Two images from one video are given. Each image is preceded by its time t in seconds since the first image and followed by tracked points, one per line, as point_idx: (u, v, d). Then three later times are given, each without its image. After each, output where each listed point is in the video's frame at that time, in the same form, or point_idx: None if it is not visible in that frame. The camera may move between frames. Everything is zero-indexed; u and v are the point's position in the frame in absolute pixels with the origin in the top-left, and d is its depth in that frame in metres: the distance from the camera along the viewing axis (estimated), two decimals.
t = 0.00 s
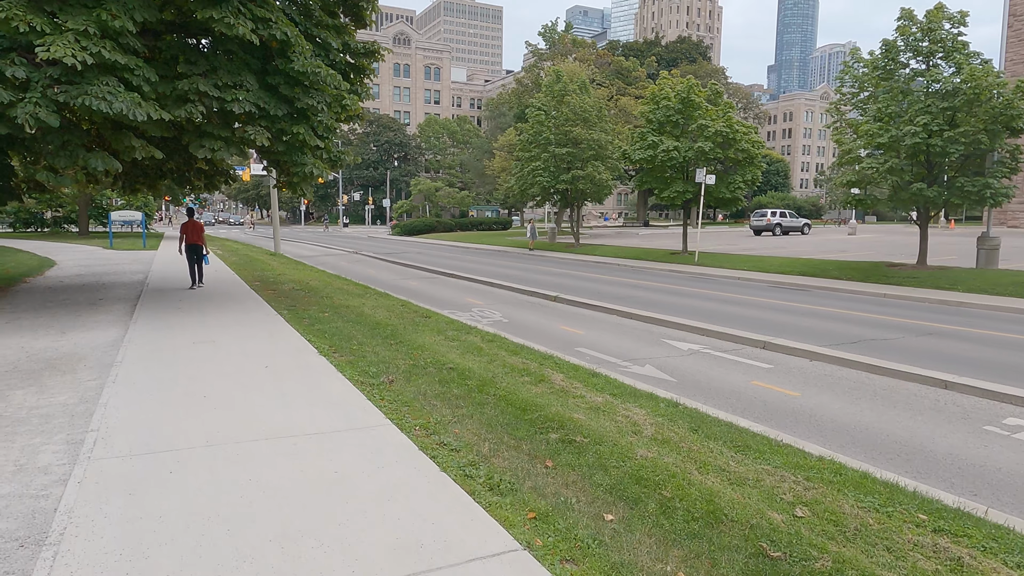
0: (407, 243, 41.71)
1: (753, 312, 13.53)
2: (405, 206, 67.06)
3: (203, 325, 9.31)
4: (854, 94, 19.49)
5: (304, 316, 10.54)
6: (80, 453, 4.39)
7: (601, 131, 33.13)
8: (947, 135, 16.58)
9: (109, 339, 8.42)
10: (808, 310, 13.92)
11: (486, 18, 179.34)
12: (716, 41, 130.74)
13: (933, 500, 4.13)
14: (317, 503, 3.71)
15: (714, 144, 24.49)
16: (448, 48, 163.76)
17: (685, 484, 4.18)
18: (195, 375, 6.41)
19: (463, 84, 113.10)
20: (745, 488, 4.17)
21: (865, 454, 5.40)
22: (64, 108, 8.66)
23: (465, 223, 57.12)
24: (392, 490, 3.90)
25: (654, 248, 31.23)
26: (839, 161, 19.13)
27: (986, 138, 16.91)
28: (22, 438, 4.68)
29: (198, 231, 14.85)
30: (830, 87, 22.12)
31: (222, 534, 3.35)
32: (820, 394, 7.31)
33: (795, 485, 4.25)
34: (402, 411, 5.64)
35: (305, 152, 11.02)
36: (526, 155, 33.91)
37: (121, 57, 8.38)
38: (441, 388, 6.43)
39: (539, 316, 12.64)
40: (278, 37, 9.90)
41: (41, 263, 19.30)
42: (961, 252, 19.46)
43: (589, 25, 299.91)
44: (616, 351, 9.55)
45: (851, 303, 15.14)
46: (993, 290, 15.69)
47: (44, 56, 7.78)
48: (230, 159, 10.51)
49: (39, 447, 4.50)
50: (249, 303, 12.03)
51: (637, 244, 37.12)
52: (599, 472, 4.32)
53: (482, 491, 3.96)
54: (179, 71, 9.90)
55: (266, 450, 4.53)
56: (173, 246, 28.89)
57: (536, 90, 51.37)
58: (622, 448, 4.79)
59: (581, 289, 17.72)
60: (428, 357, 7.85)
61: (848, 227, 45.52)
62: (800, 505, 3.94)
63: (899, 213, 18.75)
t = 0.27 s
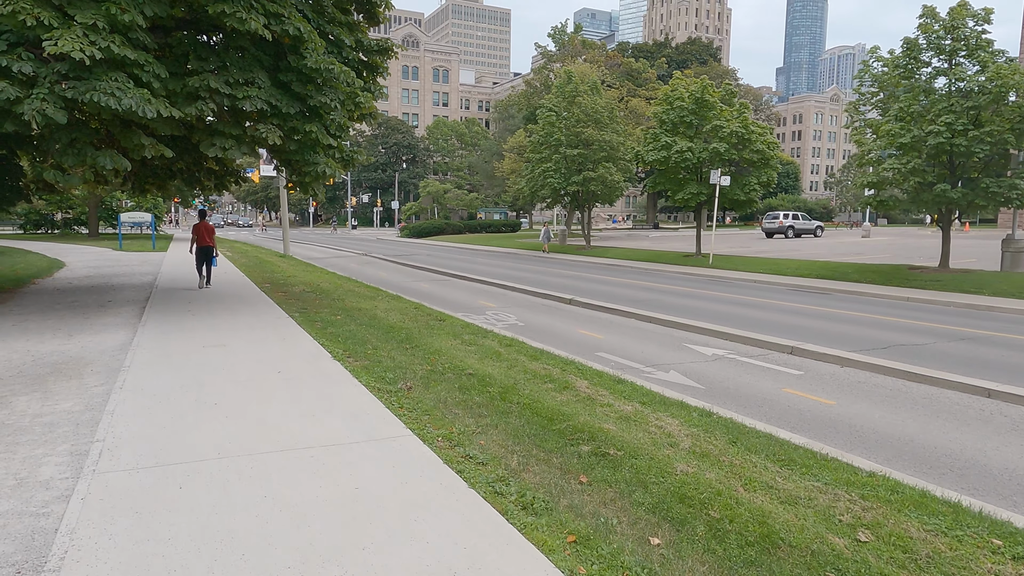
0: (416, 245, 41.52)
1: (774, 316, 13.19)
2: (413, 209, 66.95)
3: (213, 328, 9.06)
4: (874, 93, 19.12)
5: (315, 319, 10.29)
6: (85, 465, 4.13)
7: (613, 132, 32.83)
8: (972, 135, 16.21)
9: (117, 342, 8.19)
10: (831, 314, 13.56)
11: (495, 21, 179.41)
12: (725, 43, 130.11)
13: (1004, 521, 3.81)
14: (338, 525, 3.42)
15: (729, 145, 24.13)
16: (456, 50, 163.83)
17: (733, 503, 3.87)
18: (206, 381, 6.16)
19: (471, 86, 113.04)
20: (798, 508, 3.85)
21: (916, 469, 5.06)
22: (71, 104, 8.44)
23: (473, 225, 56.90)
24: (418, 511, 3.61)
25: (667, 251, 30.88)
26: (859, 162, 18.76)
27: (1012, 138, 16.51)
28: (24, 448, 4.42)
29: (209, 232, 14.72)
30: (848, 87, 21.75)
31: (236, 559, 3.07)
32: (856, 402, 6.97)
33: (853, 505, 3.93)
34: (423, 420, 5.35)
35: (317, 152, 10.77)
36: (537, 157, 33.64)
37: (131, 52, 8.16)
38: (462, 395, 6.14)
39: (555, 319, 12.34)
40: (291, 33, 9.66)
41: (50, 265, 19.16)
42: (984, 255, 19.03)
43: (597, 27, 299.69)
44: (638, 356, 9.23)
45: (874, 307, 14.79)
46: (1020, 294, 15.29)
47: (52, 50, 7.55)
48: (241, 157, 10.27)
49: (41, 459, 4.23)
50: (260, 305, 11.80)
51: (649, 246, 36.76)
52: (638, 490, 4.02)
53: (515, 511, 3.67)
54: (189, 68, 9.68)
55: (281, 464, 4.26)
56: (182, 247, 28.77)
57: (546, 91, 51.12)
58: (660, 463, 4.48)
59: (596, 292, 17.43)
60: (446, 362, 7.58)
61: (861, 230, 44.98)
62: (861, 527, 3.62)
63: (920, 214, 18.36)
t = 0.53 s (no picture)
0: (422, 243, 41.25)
1: (793, 317, 12.90)
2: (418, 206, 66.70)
3: (221, 330, 8.82)
4: (891, 89, 18.78)
5: (325, 320, 10.04)
6: (89, 482, 3.89)
7: (621, 129, 32.50)
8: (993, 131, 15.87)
9: (123, 345, 7.96)
10: (850, 315, 13.27)
11: (499, 17, 178.81)
12: (731, 39, 129.33)
13: None
14: (361, 553, 3.17)
15: (740, 143, 23.79)
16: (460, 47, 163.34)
17: (783, 527, 3.60)
18: (214, 388, 5.92)
19: (476, 83, 112.52)
20: (854, 533, 3.58)
21: (965, 485, 4.79)
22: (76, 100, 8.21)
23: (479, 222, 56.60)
24: (446, 537, 3.36)
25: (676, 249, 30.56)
26: (876, 160, 18.42)
27: None
28: (25, 463, 4.18)
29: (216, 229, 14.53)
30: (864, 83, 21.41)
31: None
32: (890, 411, 6.69)
33: (912, 529, 3.66)
34: (444, 431, 5.09)
35: (327, 149, 10.51)
36: (544, 154, 33.33)
37: (136, 46, 7.91)
38: (481, 403, 5.88)
39: (569, 321, 12.07)
40: (301, 27, 9.40)
41: (55, 263, 18.96)
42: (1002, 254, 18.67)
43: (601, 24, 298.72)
44: (657, 360, 8.96)
45: (893, 308, 14.48)
46: None
47: (55, 44, 7.31)
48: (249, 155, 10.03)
49: (43, 475, 4.00)
50: (267, 305, 11.56)
51: (657, 244, 36.46)
52: (680, 512, 3.75)
53: (550, 536, 3.42)
54: (196, 63, 9.43)
55: (297, 482, 4.01)
56: (187, 245, 28.56)
57: (552, 88, 50.75)
58: (699, 480, 4.22)
59: (607, 291, 17.15)
60: (462, 367, 7.32)
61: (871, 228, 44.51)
62: (925, 556, 3.35)
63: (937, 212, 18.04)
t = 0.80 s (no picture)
0: (424, 241, 40.98)
1: (808, 315, 12.64)
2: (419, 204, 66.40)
3: (226, 330, 8.55)
4: (903, 84, 18.52)
5: (332, 319, 9.76)
6: (92, 495, 3.63)
7: (625, 125, 32.21)
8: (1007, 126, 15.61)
9: (124, 345, 7.69)
10: (865, 313, 13.03)
11: (498, 15, 178.26)
12: (731, 37, 128.90)
13: None
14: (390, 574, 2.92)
15: (747, 139, 23.52)
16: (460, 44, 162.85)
17: (841, 543, 3.34)
18: (222, 391, 5.65)
19: (476, 80, 112.20)
20: (917, 551, 3.32)
21: (1016, 494, 4.54)
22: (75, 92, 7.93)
23: (480, 220, 56.29)
24: (479, 556, 3.10)
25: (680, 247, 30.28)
26: (887, 156, 18.16)
27: None
28: (23, 473, 3.92)
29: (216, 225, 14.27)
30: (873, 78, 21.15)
31: None
32: (924, 414, 6.42)
33: (977, 547, 3.40)
34: (465, 437, 4.84)
35: (333, 143, 10.22)
36: (547, 151, 33.05)
37: (138, 36, 7.64)
38: (501, 407, 5.62)
39: (580, 320, 11.81)
40: (307, 17, 9.11)
41: (53, 260, 18.68)
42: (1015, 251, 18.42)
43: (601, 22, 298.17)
44: (675, 360, 8.70)
45: (908, 306, 14.23)
46: None
47: (54, 32, 7.04)
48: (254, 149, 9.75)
49: (42, 486, 3.74)
50: (271, 303, 11.29)
51: (661, 242, 36.18)
52: (727, 528, 3.49)
53: (592, 555, 3.16)
54: (199, 54, 9.15)
55: (314, 493, 3.75)
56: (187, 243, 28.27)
57: (554, 85, 50.43)
58: (742, 491, 3.97)
59: (615, 289, 16.88)
60: (477, 368, 7.06)
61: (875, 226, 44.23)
62: None
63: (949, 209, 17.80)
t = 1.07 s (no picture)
0: (428, 242, 40.74)
1: (827, 320, 12.35)
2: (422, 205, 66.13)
3: (234, 337, 8.28)
4: (918, 84, 18.24)
5: (341, 325, 9.50)
6: (97, 525, 3.36)
7: (632, 126, 31.93)
8: None
9: (128, 354, 7.41)
10: (886, 318, 12.73)
11: (501, 16, 178.14)
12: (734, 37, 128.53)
13: None
14: None
15: (757, 140, 23.24)
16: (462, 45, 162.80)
17: None
18: (233, 405, 5.38)
19: (478, 80, 112.02)
20: None
21: None
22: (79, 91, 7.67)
23: (483, 222, 56.05)
24: None
25: (687, 249, 29.99)
26: (903, 157, 17.86)
27: None
28: (24, 499, 3.65)
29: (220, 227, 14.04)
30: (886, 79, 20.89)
31: None
32: (967, 428, 6.13)
33: None
34: (491, 456, 4.56)
35: (343, 144, 9.95)
36: (553, 152, 32.78)
37: (144, 33, 7.37)
38: (526, 421, 5.34)
39: (594, 325, 11.53)
40: (318, 14, 8.84)
41: (56, 263, 18.42)
42: None
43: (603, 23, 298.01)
44: (697, 369, 8.42)
45: (927, 310, 13.95)
46: None
47: (57, 29, 6.78)
48: (261, 150, 9.48)
49: (44, 515, 3.47)
50: (278, 308, 11.01)
51: (667, 244, 35.84)
52: (789, 565, 3.20)
53: None
54: (206, 53, 8.89)
55: (337, 522, 3.48)
56: (190, 244, 28.00)
57: (558, 86, 50.17)
58: (797, 520, 3.68)
59: (626, 292, 16.60)
60: (497, 378, 6.78)
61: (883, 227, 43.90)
62: None
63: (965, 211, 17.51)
